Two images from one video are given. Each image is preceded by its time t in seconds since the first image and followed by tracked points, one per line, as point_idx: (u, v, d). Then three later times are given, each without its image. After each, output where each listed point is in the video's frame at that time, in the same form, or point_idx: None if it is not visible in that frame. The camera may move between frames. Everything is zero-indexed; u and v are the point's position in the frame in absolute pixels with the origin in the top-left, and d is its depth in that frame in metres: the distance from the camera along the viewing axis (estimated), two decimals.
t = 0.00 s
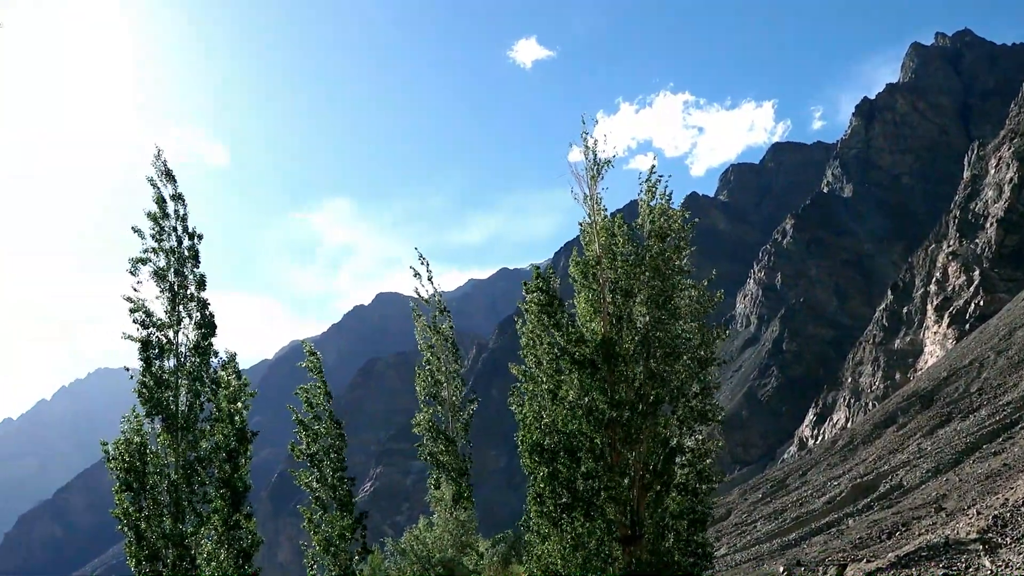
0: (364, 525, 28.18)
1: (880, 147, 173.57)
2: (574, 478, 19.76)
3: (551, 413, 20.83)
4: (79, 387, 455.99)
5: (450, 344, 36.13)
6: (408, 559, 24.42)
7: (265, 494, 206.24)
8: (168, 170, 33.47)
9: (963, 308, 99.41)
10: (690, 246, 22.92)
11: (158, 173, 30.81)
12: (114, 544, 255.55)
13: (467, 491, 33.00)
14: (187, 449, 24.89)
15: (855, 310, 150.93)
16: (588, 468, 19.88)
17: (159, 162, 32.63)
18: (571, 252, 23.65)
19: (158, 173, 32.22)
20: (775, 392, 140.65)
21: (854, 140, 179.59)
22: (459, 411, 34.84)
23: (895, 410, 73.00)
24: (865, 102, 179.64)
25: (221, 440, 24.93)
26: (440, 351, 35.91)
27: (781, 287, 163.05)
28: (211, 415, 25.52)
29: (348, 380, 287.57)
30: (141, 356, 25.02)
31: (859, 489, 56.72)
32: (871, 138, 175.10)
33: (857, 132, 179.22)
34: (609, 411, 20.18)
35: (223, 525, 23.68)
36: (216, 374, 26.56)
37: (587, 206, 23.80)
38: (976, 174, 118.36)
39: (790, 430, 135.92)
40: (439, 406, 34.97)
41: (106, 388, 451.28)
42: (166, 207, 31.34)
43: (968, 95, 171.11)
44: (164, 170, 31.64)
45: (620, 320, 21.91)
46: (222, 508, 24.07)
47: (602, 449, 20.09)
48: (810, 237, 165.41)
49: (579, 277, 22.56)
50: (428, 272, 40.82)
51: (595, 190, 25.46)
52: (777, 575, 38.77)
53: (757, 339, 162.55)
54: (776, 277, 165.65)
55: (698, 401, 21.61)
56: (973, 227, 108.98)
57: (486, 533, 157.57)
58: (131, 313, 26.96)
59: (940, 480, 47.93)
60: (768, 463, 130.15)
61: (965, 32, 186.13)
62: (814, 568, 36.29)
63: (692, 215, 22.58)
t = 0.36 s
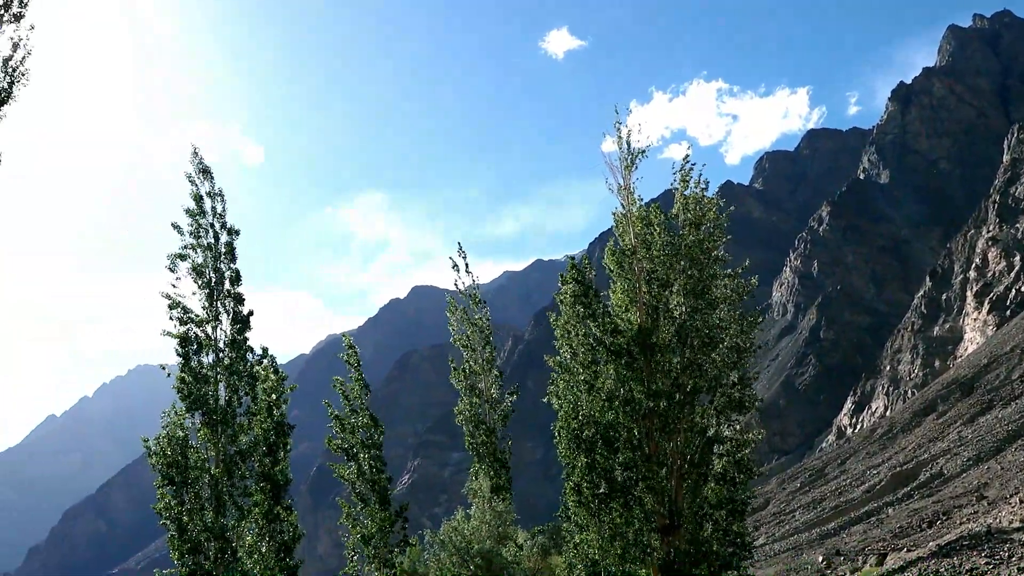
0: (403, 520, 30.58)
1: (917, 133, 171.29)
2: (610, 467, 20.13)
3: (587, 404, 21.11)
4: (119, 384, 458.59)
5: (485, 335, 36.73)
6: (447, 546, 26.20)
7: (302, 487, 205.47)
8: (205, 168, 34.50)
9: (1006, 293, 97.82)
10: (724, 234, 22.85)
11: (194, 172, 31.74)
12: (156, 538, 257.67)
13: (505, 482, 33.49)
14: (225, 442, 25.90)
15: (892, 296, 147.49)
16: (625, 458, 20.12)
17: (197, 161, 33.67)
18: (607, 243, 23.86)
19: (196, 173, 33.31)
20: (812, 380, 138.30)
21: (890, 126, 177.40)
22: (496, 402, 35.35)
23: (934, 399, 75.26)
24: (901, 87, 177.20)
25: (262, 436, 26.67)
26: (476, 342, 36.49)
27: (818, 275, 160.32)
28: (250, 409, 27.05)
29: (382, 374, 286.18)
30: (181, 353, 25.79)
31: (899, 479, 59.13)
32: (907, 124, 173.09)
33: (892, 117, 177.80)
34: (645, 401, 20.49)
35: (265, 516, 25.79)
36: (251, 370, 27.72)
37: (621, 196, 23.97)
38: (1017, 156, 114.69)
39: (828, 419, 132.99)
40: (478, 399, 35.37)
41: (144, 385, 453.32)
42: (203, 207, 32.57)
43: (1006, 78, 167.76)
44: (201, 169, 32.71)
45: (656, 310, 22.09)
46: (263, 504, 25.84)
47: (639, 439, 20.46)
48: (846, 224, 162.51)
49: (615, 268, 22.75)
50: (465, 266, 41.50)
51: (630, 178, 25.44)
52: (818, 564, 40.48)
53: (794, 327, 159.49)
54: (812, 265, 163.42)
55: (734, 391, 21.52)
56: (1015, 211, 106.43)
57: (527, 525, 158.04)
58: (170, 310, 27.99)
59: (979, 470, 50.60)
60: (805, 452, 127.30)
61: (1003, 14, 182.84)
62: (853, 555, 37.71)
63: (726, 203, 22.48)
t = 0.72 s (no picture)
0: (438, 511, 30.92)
1: (952, 117, 169.48)
2: (646, 456, 20.45)
3: (620, 393, 21.61)
4: (156, 378, 463.17)
5: (519, 326, 36.13)
6: (482, 534, 23.63)
7: (337, 479, 206.19)
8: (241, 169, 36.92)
9: None
10: (756, 224, 23.16)
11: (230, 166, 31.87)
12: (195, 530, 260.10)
13: (541, 473, 33.16)
14: (261, 434, 26.80)
15: (926, 282, 143.85)
16: (660, 448, 20.36)
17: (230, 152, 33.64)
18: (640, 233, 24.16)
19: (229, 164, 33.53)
20: (847, 367, 135.59)
21: (925, 109, 175.66)
22: (531, 392, 34.94)
23: (972, 387, 76.16)
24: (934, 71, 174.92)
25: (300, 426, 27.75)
26: (510, 332, 36.00)
27: (852, 262, 157.16)
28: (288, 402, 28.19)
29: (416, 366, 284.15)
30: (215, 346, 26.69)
31: (936, 466, 59.46)
32: (942, 107, 171.44)
33: (926, 100, 175.90)
34: (680, 389, 20.58)
35: (302, 508, 26.43)
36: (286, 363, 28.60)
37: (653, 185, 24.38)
38: None
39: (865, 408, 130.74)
40: (513, 390, 34.95)
41: (180, 379, 458.23)
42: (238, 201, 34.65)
43: None
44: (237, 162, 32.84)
45: (689, 298, 22.07)
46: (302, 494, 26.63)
47: (672, 428, 20.51)
48: (880, 210, 159.18)
49: (647, 255, 22.99)
50: (499, 255, 40.86)
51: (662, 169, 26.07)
52: (855, 552, 42.49)
53: (829, 314, 155.75)
54: (846, 251, 160.34)
55: (770, 378, 21.31)
56: None
57: (565, 514, 155.95)
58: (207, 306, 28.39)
59: (1017, 457, 50.46)
60: (842, 440, 126.02)
61: None
62: (889, 544, 39.33)
63: (757, 190, 22.75)
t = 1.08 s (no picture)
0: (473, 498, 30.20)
1: (994, 96, 165.99)
2: (683, 440, 20.58)
3: (654, 375, 21.73)
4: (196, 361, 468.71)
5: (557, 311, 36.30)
6: (519, 516, 24.63)
7: (375, 463, 205.40)
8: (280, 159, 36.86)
9: None
10: (794, 204, 23.31)
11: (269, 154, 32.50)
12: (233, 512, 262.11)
13: (579, 458, 32.77)
14: (298, 418, 25.97)
15: (968, 265, 141.17)
16: (696, 433, 20.43)
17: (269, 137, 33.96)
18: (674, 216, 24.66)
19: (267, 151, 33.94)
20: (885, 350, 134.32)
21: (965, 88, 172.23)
22: (567, 374, 34.56)
23: (1013, 369, 77.05)
24: (975, 50, 171.08)
25: (339, 407, 26.76)
26: (548, 316, 36.11)
27: (890, 245, 153.75)
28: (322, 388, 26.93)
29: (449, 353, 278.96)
30: (254, 332, 26.41)
31: (976, 450, 59.74)
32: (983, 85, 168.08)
33: (967, 79, 172.38)
34: (716, 372, 20.91)
35: (340, 492, 25.62)
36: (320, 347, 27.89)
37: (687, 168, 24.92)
38: None
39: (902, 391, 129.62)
40: (548, 372, 34.65)
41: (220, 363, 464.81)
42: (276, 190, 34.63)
43: None
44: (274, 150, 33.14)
45: (726, 281, 22.51)
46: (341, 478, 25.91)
47: (707, 411, 20.65)
48: (919, 191, 155.10)
49: (682, 240, 23.70)
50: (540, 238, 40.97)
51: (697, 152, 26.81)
52: (894, 536, 44.66)
53: (865, 298, 152.90)
54: (883, 235, 156.53)
55: (807, 361, 21.43)
56: None
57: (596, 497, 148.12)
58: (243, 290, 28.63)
59: None
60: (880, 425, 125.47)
61: None
62: (927, 529, 41.41)
63: (792, 171, 22.99)
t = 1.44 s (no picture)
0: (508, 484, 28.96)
1: None
2: (721, 425, 21.66)
3: (691, 360, 22.55)
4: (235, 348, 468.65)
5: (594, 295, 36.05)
6: (556, 503, 25.07)
7: (411, 450, 192.70)
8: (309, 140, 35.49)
9: None
10: (830, 186, 23.94)
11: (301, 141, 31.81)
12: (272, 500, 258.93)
13: (616, 444, 32.78)
14: (338, 406, 25.59)
15: (1010, 247, 133.09)
16: (735, 417, 21.64)
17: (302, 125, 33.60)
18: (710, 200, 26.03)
19: (299, 137, 33.57)
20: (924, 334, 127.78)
21: (1007, 67, 168.02)
22: (603, 360, 34.51)
23: None
24: (1017, 27, 165.48)
25: (379, 392, 26.05)
26: (586, 298, 36.18)
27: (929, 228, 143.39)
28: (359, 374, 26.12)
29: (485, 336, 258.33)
30: (290, 319, 26.12)
31: (1017, 437, 59.39)
32: None
33: (1010, 57, 168.00)
34: (752, 357, 22.05)
35: (376, 479, 24.67)
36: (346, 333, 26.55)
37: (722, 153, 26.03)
38: None
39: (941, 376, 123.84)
40: (585, 358, 34.64)
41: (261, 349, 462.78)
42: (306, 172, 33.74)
43: None
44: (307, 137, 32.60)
45: (762, 266, 23.38)
46: (377, 466, 25.04)
47: (744, 396, 21.83)
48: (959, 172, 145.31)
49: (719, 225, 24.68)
50: (577, 220, 40.80)
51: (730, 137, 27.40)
52: (934, 521, 45.01)
53: (905, 282, 142.69)
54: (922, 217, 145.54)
55: (844, 346, 22.10)
56: None
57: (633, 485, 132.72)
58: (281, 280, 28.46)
59: None
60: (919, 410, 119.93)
61: None
62: (968, 514, 41.65)
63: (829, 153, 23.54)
